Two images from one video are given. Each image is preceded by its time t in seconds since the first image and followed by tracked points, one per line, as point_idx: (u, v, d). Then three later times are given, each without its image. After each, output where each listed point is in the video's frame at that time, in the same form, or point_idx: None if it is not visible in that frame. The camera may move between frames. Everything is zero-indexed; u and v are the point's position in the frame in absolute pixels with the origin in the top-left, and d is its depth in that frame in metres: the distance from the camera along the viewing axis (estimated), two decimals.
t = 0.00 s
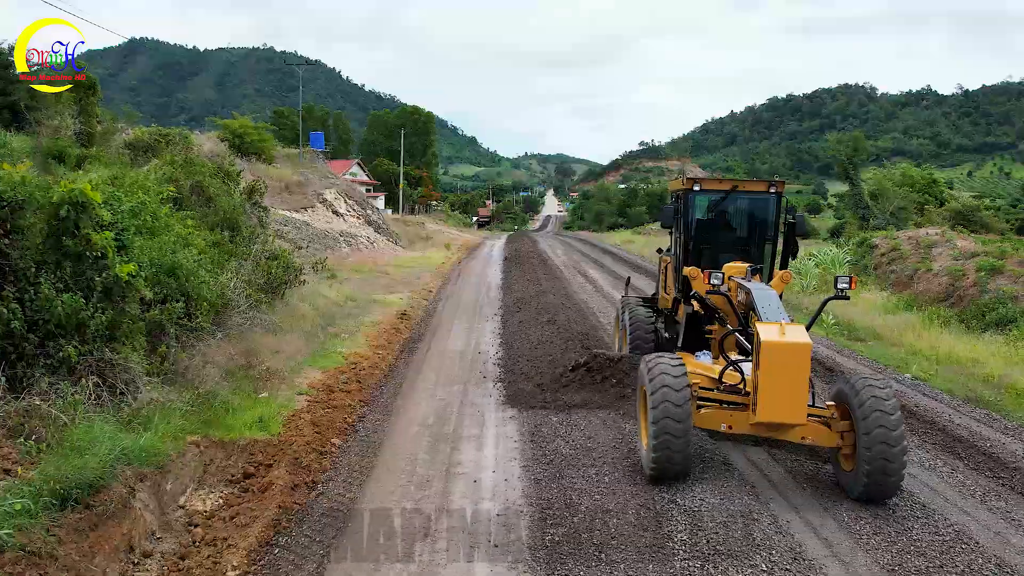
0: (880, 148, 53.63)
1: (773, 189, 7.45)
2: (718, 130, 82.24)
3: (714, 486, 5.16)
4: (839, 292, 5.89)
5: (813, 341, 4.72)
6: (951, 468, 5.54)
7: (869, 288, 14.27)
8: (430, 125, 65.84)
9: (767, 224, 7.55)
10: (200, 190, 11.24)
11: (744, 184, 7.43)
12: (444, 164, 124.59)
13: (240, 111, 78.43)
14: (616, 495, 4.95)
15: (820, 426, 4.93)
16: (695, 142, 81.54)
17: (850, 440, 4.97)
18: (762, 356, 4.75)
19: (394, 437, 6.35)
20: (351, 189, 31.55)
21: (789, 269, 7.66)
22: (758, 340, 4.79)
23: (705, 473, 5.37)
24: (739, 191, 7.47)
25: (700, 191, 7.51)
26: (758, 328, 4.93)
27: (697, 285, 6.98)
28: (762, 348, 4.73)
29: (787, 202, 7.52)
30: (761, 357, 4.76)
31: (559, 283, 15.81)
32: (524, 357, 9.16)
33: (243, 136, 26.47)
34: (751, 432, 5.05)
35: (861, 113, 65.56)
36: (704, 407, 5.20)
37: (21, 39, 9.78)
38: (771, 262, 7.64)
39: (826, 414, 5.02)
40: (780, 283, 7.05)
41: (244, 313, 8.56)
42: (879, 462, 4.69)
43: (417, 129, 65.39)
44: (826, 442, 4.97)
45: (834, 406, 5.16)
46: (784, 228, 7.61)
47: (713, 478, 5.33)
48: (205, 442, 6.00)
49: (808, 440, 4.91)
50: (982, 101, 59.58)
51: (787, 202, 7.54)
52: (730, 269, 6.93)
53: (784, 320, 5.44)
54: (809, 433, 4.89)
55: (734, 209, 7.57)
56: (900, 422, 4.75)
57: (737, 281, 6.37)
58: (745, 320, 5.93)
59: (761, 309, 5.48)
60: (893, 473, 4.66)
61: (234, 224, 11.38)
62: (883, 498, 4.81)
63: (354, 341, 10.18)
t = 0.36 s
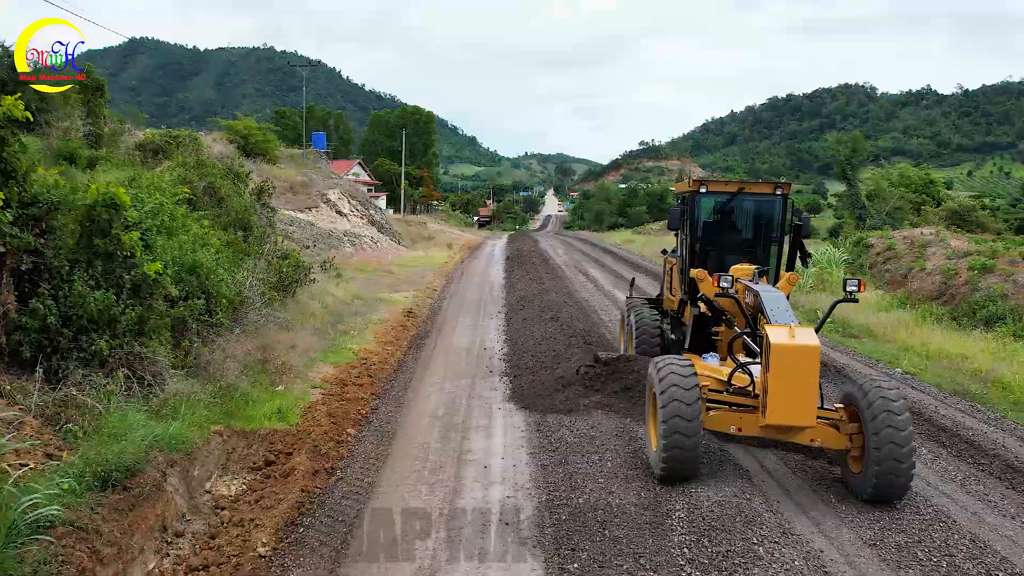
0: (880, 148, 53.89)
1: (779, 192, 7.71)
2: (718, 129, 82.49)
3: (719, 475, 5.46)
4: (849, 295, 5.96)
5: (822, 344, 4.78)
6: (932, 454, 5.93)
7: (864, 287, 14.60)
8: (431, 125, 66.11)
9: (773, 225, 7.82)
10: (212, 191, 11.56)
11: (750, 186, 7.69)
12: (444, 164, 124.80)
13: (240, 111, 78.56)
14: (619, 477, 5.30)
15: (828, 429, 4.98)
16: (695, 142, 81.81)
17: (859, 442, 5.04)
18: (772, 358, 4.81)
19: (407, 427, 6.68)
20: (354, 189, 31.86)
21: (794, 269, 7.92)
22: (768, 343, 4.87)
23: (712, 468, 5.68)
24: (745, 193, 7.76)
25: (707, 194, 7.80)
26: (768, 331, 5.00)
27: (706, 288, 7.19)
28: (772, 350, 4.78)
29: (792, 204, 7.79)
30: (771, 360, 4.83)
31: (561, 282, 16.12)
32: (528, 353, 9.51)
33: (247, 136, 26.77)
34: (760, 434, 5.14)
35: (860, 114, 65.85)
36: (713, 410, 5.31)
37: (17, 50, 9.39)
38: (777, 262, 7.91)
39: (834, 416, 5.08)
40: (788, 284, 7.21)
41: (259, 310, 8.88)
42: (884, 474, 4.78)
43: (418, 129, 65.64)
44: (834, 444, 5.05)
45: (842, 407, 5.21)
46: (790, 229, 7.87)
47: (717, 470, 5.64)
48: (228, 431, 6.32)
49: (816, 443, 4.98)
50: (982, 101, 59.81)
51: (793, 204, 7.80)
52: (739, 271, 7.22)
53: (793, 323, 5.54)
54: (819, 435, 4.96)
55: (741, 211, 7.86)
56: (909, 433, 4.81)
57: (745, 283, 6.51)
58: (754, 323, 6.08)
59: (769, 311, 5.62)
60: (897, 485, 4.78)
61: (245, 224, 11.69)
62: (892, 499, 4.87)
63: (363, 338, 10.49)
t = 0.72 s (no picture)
0: (879, 148, 54.21)
1: (781, 191, 8.09)
2: (718, 129, 82.84)
3: (720, 464, 5.72)
4: (851, 291, 6.16)
5: (825, 340, 4.99)
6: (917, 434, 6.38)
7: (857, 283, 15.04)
8: (432, 125, 66.46)
9: (776, 223, 8.19)
10: (226, 190, 11.96)
11: (752, 186, 8.10)
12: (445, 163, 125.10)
13: (242, 111, 78.78)
14: (619, 455, 5.73)
15: (830, 422, 5.18)
16: (695, 141, 82.17)
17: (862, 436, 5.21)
18: (777, 354, 5.01)
19: (419, 412, 7.09)
20: (358, 188, 32.26)
21: (796, 266, 8.27)
22: (773, 338, 5.08)
23: (716, 454, 5.99)
24: (748, 193, 8.15)
25: (712, 194, 8.19)
26: (773, 328, 5.21)
27: (711, 286, 7.44)
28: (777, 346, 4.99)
29: (794, 204, 8.17)
30: (776, 355, 5.04)
31: (562, 280, 16.55)
32: (533, 345, 9.95)
33: (252, 136, 27.15)
34: (765, 427, 5.34)
35: (859, 114, 66.20)
36: (719, 404, 5.51)
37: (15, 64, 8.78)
38: (779, 259, 8.28)
39: (837, 411, 5.29)
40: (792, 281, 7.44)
41: (275, 304, 9.29)
42: (886, 470, 4.92)
43: (419, 129, 65.97)
44: (837, 437, 5.24)
45: (845, 402, 5.41)
46: (792, 227, 8.24)
47: (719, 454, 5.99)
48: (252, 416, 6.73)
49: (820, 436, 5.16)
50: (983, 101, 60.07)
51: (795, 203, 8.19)
52: (744, 269, 7.45)
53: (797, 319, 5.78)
54: (822, 429, 5.16)
55: (744, 210, 8.24)
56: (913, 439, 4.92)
57: (749, 281, 6.79)
58: (757, 318, 6.36)
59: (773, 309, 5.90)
60: (895, 485, 4.97)
61: (258, 222, 12.10)
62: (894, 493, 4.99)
63: (373, 332, 10.91)
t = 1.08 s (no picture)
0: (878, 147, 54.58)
1: (777, 190, 8.57)
2: (718, 128, 83.21)
3: (717, 453, 5.98)
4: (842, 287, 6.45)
5: (817, 333, 5.19)
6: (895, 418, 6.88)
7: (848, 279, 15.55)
8: (433, 125, 66.85)
9: (770, 221, 8.66)
10: (238, 189, 12.43)
11: (748, 186, 8.58)
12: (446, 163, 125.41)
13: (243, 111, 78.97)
14: (612, 431, 6.29)
15: (823, 413, 5.38)
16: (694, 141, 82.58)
17: (852, 426, 5.45)
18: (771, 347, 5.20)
19: (427, 396, 7.60)
20: (360, 187, 32.70)
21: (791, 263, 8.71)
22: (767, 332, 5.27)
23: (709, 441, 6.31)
24: (745, 191, 8.62)
25: (709, 193, 8.66)
26: (766, 322, 5.40)
27: (708, 282, 7.81)
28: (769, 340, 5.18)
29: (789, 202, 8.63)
30: (770, 349, 5.24)
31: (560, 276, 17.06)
32: (533, 336, 10.46)
33: (256, 136, 27.58)
34: (759, 418, 5.50)
35: (858, 114, 66.60)
36: (714, 395, 5.69)
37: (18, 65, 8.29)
38: (774, 256, 8.73)
39: (830, 402, 5.46)
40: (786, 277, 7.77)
41: (288, 298, 9.78)
42: (875, 458, 5.17)
43: (419, 129, 66.35)
44: (828, 427, 5.45)
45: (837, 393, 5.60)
46: (787, 224, 8.71)
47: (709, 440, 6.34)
48: (271, 399, 7.22)
49: (812, 426, 5.37)
50: (983, 100, 60.38)
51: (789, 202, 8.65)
52: (741, 265, 7.92)
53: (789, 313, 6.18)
54: (814, 420, 5.37)
55: (741, 208, 8.72)
56: (900, 442, 5.20)
57: (745, 277, 7.20)
58: (752, 313, 6.76)
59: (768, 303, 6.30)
60: (884, 473, 5.20)
61: (269, 221, 12.58)
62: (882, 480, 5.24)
63: (380, 325, 11.41)
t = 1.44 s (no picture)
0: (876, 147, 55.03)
1: (769, 191, 9.02)
2: (717, 129, 83.70)
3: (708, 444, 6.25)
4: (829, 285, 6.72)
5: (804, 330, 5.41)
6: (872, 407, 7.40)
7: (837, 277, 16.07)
8: (434, 125, 67.41)
9: (763, 221, 9.12)
10: (250, 190, 12.98)
11: (742, 188, 9.03)
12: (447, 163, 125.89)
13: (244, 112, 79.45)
14: (604, 414, 6.88)
15: (811, 408, 5.62)
16: (694, 141, 83.09)
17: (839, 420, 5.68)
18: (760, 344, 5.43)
19: (432, 384, 8.14)
20: (363, 187, 33.27)
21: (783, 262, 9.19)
22: (757, 330, 5.51)
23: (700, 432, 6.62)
24: (738, 193, 9.08)
25: (704, 195, 9.12)
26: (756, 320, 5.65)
27: (702, 281, 8.30)
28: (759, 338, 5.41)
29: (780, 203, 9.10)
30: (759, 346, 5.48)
31: (558, 274, 17.60)
32: (532, 331, 10.99)
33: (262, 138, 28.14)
34: (749, 412, 5.77)
35: (857, 114, 67.10)
36: (707, 390, 5.96)
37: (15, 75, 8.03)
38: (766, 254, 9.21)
39: (817, 397, 5.69)
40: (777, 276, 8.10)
41: (299, 293, 10.32)
42: (860, 456, 5.35)
43: (420, 130, 66.88)
44: (816, 421, 5.69)
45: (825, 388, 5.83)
46: (779, 225, 9.19)
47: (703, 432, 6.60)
48: (287, 387, 7.73)
49: (800, 420, 5.61)
50: (983, 100, 60.82)
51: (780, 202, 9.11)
52: (733, 266, 8.38)
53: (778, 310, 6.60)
54: (802, 414, 5.60)
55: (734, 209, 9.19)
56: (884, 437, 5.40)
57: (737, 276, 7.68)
58: (744, 311, 7.23)
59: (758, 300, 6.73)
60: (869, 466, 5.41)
61: (279, 220, 13.12)
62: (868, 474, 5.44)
63: (386, 320, 11.94)
